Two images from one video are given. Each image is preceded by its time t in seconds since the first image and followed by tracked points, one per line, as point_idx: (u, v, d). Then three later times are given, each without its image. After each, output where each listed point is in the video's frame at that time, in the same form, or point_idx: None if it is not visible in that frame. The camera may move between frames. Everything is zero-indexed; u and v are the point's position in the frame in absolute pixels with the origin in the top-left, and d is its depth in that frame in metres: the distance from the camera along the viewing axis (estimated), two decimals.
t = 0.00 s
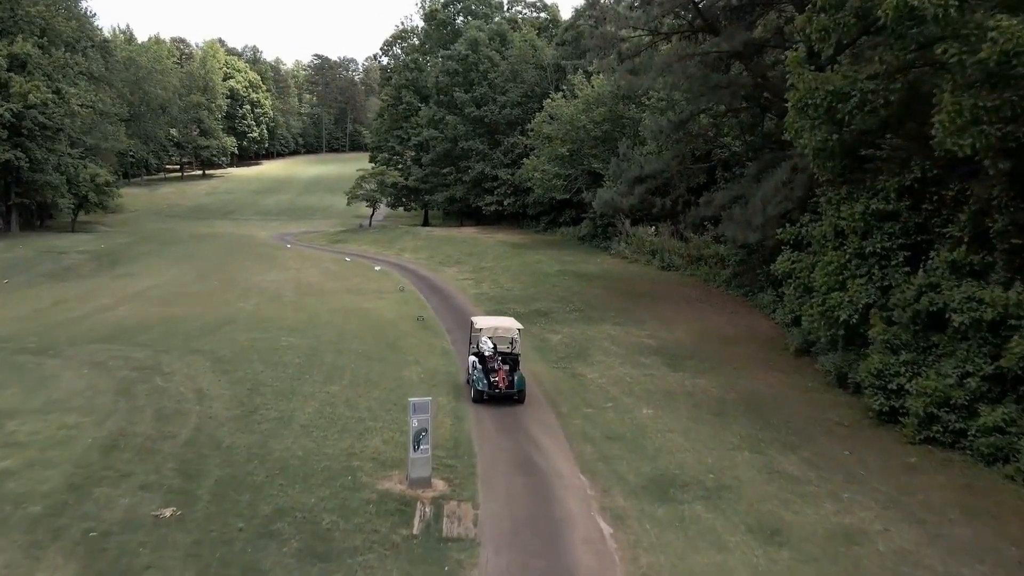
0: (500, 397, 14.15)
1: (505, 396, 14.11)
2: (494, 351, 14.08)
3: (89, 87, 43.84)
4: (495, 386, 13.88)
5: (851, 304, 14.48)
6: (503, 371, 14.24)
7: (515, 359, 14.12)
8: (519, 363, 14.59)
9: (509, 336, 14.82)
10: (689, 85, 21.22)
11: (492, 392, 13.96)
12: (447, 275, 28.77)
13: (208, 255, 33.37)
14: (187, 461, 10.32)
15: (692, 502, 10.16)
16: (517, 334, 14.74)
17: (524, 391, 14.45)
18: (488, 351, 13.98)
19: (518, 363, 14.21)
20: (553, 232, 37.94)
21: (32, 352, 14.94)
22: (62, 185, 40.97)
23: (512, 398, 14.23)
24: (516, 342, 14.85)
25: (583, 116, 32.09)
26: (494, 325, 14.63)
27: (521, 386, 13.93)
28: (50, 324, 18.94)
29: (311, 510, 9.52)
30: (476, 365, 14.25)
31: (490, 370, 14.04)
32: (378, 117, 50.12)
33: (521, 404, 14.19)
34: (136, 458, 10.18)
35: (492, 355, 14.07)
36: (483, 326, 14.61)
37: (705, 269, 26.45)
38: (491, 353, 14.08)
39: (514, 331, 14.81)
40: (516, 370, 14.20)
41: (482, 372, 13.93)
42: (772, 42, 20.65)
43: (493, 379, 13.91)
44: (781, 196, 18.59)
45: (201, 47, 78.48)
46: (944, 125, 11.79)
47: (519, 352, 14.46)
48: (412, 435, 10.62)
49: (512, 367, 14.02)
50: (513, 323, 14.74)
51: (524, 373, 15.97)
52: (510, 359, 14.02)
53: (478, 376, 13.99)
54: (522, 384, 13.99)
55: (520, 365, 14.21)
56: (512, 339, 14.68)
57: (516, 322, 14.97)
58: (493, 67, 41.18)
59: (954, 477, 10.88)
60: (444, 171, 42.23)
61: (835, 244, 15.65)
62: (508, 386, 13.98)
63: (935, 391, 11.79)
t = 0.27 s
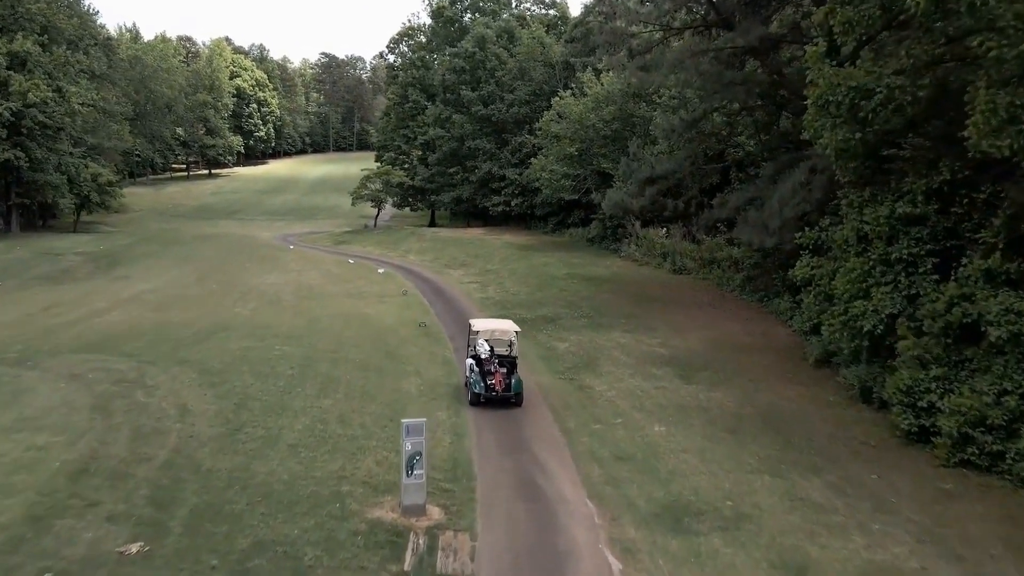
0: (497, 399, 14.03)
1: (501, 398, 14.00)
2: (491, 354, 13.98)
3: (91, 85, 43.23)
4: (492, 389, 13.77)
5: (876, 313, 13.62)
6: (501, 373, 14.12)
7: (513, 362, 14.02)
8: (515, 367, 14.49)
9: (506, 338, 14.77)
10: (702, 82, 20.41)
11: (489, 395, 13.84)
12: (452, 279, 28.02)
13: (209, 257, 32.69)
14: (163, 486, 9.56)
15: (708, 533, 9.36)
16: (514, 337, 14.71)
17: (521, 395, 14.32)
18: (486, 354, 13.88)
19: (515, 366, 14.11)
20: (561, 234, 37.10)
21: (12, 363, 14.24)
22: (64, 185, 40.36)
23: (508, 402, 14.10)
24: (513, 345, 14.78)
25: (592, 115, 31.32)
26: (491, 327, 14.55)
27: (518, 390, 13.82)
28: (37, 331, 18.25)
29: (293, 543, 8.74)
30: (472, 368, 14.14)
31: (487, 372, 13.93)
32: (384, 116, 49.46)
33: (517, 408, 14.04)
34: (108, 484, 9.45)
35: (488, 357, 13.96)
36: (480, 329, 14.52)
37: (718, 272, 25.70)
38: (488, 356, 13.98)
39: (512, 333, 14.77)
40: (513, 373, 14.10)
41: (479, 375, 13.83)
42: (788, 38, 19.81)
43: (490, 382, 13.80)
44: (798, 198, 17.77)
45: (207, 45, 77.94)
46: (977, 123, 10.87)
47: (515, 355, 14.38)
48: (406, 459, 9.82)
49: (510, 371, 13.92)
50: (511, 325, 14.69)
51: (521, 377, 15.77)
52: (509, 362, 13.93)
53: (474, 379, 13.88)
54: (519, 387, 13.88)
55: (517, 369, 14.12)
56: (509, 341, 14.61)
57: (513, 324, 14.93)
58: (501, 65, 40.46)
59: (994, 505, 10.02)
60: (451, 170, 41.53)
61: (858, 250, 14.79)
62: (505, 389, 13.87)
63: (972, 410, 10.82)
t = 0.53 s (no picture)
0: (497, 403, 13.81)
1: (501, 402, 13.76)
2: (490, 357, 13.76)
3: (92, 82, 42.46)
4: (489, 392, 13.54)
5: (905, 324, 12.67)
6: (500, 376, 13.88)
7: (512, 365, 13.78)
8: (516, 371, 14.25)
9: (506, 340, 14.61)
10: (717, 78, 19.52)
11: (487, 398, 13.63)
12: (458, 282, 27.19)
13: (210, 259, 31.92)
14: (132, 519, 8.75)
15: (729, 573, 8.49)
16: (513, 338, 14.56)
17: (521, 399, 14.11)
18: (484, 356, 13.67)
19: (515, 368, 13.88)
20: (570, 234, 36.22)
21: None
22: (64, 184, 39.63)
23: (507, 406, 13.89)
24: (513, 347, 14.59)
25: (602, 113, 30.46)
26: (490, 329, 14.40)
27: (516, 393, 13.57)
28: (22, 339, 17.49)
29: None
30: (471, 371, 13.95)
31: (486, 375, 13.68)
32: (391, 114, 48.70)
33: (517, 412, 13.82)
34: (71, 518, 8.63)
35: (486, 359, 13.70)
36: (479, 331, 14.38)
37: (732, 275, 24.82)
38: (486, 358, 13.79)
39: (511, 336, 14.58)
40: (512, 377, 13.86)
41: (477, 378, 13.63)
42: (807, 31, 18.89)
43: (487, 385, 13.58)
44: (819, 200, 16.88)
45: (213, 42, 77.26)
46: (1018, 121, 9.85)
47: (515, 357, 14.15)
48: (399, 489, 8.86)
49: (509, 373, 13.70)
50: (510, 327, 14.53)
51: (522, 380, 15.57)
52: (507, 365, 13.71)
53: (473, 382, 13.66)
54: (518, 391, 13.63)
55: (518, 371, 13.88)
56: (508, 343, 14.43)
57: (514, 326, 14.74)
58: (508, 61, 39.64)
59: None
60: (458, 169, 40.74)
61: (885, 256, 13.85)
62: (504, 393, 13.64)
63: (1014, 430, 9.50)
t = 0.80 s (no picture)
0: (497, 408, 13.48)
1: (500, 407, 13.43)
2: (489, 361, 13.38)
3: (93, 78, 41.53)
4: (489, 397, 13.21)
5: (945, 339, 11.45)
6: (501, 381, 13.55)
7: (512, 370, 13.41)
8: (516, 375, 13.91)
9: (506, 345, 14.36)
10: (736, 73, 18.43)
11: (486, 403, 13.30)
12: (464, 284, 26.20)
13: (210, 259, 31.00)
14: (82, 567, 7.77)
15: None
16: (514, 343, 14.33)
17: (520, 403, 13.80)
18: (483, 360, 13.30)
19: (515, 373, 13.52)
20: (581, 233, 35.12)
21: None
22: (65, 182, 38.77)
23: (507, 411, 13.55)
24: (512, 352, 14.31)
25: (615, 108, 29.39)
26: (490, 333, 14.10)
27: (516, 399, 13.23)
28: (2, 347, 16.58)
29: None
30: (470, 374, 13.60)
31: (485, 380, 13.34)
32: (399, 109, 47.72)
33: (517, 416, 13.50)
34: (11, 568, 7.70)
35: (486, 363, 13.37)
36: (479, 334, 14.10)
37: (750, 278, 23.74)
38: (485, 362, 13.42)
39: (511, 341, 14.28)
40: (512, 381, 13.51)
41: (476, 382, 13.28)
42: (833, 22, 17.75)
43: (487, 390, 13.25)
44: (846, 201, 15.78)
45: (221, 37, 76.42)
46: None
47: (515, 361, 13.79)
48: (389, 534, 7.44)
49: (509, 378, 13.36)
50: (511, 332, 14.28)
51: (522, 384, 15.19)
52: (507, 369, 13.36)
53: (472, 386, 13.34)
54: (518, 397, 13.28)
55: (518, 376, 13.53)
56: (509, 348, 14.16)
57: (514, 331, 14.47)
58: (518, 55, 38.59)
59: None
60: (466, 166, 39.76)
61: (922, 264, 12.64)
62: (503, 398, 13.30)
63: None
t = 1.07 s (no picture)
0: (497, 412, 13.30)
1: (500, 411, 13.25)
2: (490, 364, 13.23)
3: (94, 74, 40.71)
4: (489, 400, 13.03)
5: (984, 355, 10.21)
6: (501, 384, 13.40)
7: (513, 373, 13.25)
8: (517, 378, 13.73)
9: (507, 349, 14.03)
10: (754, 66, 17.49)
11: (486, 407, 13.10)
12: (470, 286, 25.32)
13: (210, 259, 30.18)
14: None
15: None
16: (515, 346, 13.97)
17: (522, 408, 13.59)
18: (483, 363, 13.18)
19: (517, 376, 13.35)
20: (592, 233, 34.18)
21: None
22: (65, 179, 37.97)
23: (507, 415, 13.34)
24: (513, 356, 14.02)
25: (626, 104, 28.50)
26: (490, 337, 13.83)
27: (517, 402, 13.03)
28: None
29: None
30: (471, 378, 13.44)
31: (485, 384, 13.16)
32: (406, 106, 46.91)
33: (518, 421, 13.28)
34: None
35: (486, 367, 13.20)
36: (479, 338, 13.84)
37: (766, 281, 22.82)
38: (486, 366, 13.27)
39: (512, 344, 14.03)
40: (513, 385, 13.32)
41: (476, 386, 13.13)
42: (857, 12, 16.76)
43: (487, 394, 13.07)
44: (873, 203, 14.84)
45: (228, 33, 75.67)
46: None
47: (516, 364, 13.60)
48: None
49: (510, 382, 13.18)
50: (512, 336, 13.96)
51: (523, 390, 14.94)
52: (508, 372, 13.20)
53: (472, 390, 13.17)
54: (519, 400, 13.09)
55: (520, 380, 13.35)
56: (510, 352, 13.85)
57: (515, 335, 14.17)
58: (528, 50, 37.73)
59: None
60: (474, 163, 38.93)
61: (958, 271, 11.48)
62: (504, 402, 13.12)
63: None
